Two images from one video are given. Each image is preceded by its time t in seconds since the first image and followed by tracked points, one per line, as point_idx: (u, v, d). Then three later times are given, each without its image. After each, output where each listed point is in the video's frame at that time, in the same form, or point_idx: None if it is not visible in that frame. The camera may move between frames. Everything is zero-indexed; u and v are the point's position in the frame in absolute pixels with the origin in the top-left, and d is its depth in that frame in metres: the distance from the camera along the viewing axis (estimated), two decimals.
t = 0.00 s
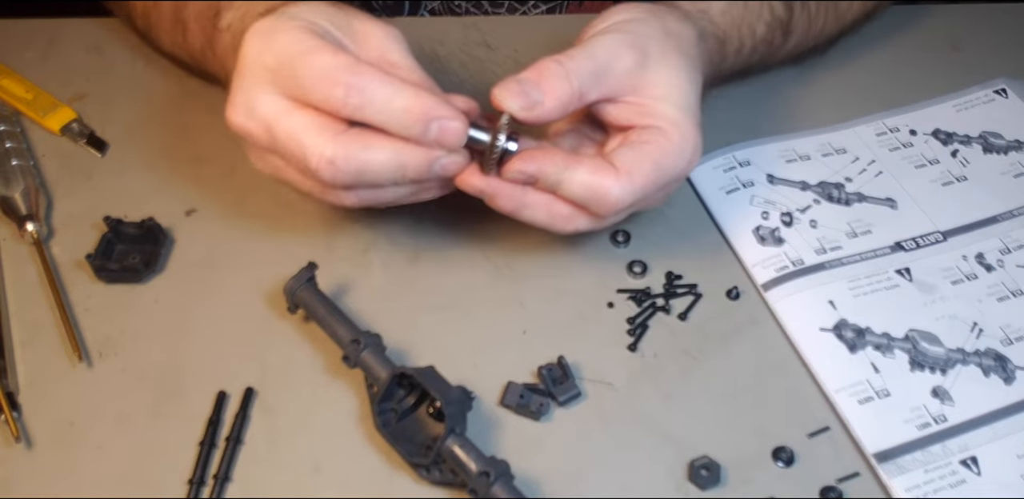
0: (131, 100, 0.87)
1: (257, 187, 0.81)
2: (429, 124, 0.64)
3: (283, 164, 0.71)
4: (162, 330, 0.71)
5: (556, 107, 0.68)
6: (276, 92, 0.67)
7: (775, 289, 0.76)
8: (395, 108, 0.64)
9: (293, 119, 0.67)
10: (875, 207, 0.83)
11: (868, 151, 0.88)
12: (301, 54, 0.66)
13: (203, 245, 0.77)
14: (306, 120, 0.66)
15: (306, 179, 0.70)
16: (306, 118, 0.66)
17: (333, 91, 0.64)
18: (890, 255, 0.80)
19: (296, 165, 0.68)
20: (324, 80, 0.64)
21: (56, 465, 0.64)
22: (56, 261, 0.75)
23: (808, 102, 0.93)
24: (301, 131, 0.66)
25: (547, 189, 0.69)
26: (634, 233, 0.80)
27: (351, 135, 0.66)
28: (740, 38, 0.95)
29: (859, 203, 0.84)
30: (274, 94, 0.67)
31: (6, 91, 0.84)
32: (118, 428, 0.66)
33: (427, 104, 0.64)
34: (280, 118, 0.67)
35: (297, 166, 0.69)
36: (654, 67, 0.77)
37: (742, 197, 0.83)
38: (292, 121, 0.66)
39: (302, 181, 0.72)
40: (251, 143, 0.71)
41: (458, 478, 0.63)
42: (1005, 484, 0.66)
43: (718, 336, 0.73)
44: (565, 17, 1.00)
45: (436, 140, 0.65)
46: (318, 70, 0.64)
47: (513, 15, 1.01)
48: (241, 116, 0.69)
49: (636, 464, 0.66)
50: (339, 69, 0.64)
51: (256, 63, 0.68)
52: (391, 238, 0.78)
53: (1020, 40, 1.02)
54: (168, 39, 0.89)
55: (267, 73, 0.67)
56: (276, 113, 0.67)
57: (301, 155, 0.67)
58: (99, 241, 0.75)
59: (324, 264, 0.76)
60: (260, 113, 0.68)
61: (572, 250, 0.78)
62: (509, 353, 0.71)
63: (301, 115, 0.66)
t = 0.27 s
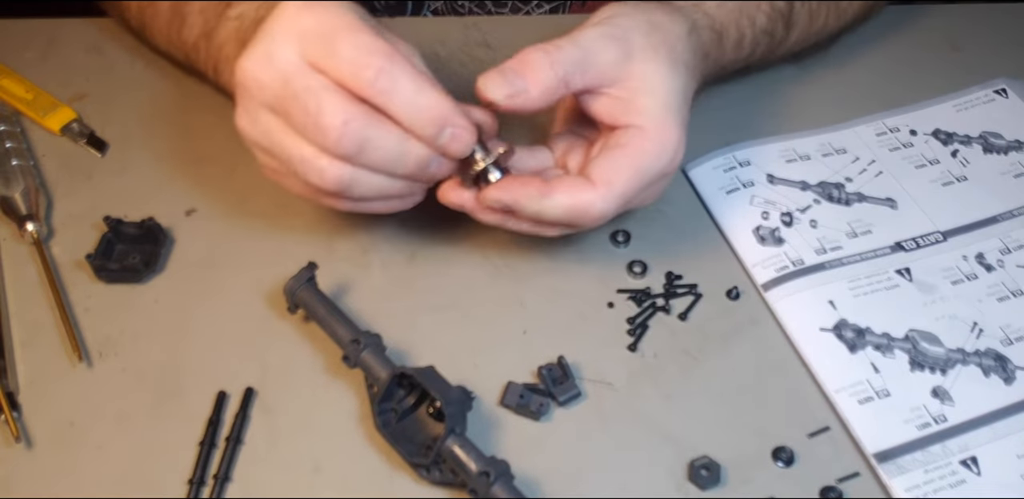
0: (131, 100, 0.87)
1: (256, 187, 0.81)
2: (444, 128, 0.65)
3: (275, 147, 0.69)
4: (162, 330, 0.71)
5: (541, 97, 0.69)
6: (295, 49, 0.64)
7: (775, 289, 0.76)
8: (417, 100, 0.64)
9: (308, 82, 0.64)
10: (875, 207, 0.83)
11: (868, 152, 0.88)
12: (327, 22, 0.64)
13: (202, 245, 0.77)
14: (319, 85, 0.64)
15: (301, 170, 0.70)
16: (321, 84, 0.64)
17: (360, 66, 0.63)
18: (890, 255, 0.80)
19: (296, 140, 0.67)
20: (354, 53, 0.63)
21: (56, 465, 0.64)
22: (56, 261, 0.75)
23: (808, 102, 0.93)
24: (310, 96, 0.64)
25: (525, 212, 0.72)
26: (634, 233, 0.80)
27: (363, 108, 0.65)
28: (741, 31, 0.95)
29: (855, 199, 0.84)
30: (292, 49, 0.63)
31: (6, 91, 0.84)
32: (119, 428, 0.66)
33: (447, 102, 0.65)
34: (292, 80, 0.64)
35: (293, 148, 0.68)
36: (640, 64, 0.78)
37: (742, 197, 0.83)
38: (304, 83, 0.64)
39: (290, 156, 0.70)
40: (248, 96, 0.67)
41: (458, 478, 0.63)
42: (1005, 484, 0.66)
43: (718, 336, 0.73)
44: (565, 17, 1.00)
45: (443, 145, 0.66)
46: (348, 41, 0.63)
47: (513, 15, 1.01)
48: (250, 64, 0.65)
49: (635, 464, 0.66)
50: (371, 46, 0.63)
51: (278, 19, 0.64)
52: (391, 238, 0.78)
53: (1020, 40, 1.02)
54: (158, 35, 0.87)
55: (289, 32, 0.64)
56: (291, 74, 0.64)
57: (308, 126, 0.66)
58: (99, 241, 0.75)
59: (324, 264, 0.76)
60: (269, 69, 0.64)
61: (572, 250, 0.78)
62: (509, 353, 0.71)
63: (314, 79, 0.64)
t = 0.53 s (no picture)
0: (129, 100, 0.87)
1: (256, 187, 0.81)
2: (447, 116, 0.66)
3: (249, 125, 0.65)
4: (162, 330, 0.71)
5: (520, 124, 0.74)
6: (295, 40, 0.62)
7: (775, 289, 0.76)
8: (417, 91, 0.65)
9: (300, 64, 0.62)
10: (875, 207, 0.83)
11: (868, 152, 0.88)
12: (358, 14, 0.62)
13: (202, 245, 0.77)
14: (317, 73, 0.63)
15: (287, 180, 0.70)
16: (324, 72, 0.63)
17: (366, 54, 0.62)
18: (890, 255, 0.80)
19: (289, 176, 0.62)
20: (363, 40, 0.62)
21: (56, 465, 0.64)
22: (57, 261, 0.75)
23: (809, 102, 0.93)
24: (300, 82, 0.63)
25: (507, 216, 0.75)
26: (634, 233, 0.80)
27: (369, 99, 0.64)
28: (744, 30, 0.95)
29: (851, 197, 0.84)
30: (292, 28, 0.61)
31: (6, 92, 0.84)
32: (119, 428, 0.66)
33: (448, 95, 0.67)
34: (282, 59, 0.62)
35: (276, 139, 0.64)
36: (619, 65, 0.78)
37: (742, 197, 0.83)
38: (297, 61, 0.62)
39: (279, 142, 0.68)
40: (240, 75, 0.64)
41: (458, 478, 0.63)
42: (1005, 484, 0.66)
43: (718, 336, 0.73)
44: (565, 18, 1.00)
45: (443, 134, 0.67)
46: (356, 32, 0.62)
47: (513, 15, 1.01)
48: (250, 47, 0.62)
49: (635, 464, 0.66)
50: (373, 34, 0.63)
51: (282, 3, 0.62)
52: (391, 238, 0.78)
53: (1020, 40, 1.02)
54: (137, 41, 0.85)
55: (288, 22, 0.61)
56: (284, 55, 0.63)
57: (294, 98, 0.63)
58: (100, 241, 0.75)
59: (324, 264, 0.76)
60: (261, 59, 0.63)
61: (572, 250, 0.78)
62: (509, 352, 0.71)
63: (308, 69, 0.63)
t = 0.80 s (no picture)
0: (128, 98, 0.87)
1: (256, 187, 0.81)
2: (220, 350, 0.62)
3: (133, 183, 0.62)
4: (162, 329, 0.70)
5: (482, 161, 0.76)
6: (74, 352, 0.56)
7: (776, 289, 0.76)
8: (168, 202, 0.61)
9: (179, 201, 0.62)
10: (877, 207, 0.83)
11: (869, 151, 0.88)
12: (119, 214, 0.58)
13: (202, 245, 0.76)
14: (141, 356, 0.57)
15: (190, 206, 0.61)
16: (86, 315, 0.57)
17: (148, 344, 0.57)
18: (892, 255, 0.79)
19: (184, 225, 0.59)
20: (168, 386, 0.58)
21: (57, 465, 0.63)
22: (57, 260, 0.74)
23: (809, 101, 0.93)
24: (96, 443, 0.58)
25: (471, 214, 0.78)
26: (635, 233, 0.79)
27: (114, 427, 0.59)
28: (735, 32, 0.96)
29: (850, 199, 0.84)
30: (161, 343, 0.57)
31: (6, 93, 0.85)
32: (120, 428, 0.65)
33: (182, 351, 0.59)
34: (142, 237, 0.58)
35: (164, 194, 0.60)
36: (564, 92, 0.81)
37: (743, 197, 0.82)
38: (113, 274, 0.57)
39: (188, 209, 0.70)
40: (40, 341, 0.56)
41: (458, 479, 0.63)
42: (1006, 485, 0.66)
43: (719, 336, 0.73)
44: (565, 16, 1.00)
45: (211, 369, 0.62)
46: (150, 305, 0.57)
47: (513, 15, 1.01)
48: (40, 363, 0.56)
49: (636, 464, 0.65)
50: (166, 312, 0.58)
51: (116, 286, 0.57)
52: (391, 238, 0.78)
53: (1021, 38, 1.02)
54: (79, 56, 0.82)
55: (135, 346, 0.57)
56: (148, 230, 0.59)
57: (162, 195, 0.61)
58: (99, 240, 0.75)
59: (324, 264, 0.76)
60: (54, 254, 0.57)
61: (573, 251, 0.78)
62: (510, 353, 0.71)
63: (86, 344, 0.57)
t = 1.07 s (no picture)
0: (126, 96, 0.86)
1: (252, 186, 0.80)
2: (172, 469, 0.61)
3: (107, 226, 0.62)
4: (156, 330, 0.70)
5: (484, 165, 0.75)
6: (62, 417, 0.57)
7: (779, 290, 0.75)
8: (158, 277, 0.60)
9: (167, 273, 0.61)
10: (880, 207, 0.82)
11: (872, 151, 0.87)
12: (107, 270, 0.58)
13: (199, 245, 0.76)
14: (118, 424, 0.57)
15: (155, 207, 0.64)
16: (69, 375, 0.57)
17: (127, 416, 0.57)
18: (895, 255, 0.79)
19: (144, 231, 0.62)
20: (145, 446, 0.58)
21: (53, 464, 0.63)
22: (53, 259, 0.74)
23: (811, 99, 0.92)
24: (81, 481, 0.59)
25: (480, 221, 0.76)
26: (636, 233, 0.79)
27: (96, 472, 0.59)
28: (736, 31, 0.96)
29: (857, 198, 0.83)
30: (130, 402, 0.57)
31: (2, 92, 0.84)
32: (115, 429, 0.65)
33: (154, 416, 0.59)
34: (122, 290, 0.58)
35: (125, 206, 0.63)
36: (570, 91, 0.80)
37: (744, 197, 0.82)
38: (94, 340, 0.56)
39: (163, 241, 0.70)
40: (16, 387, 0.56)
41: (457, 480, 0.62)
42: (1010, 486, 0.65)
43: (719, 336, 0.72)
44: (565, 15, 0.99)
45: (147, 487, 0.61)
46: (130, 379, 0.57)
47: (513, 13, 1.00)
48: (29, 425, 0.56)
49: (636, 465, 0.65)
50: (150, 386, 0.58)
51: (105, 342, 0.56)
52: (389, 238, 0.77)
53: None
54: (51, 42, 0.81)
55: (119, 416, 0.57)
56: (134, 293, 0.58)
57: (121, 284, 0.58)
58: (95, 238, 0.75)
59: (321, 263, 0.75)
60: (35, 312, 0.57)
61: (573, 250, 0.77)
62: (509, 354, 0.70)
63: (70, 413, 0.57)
